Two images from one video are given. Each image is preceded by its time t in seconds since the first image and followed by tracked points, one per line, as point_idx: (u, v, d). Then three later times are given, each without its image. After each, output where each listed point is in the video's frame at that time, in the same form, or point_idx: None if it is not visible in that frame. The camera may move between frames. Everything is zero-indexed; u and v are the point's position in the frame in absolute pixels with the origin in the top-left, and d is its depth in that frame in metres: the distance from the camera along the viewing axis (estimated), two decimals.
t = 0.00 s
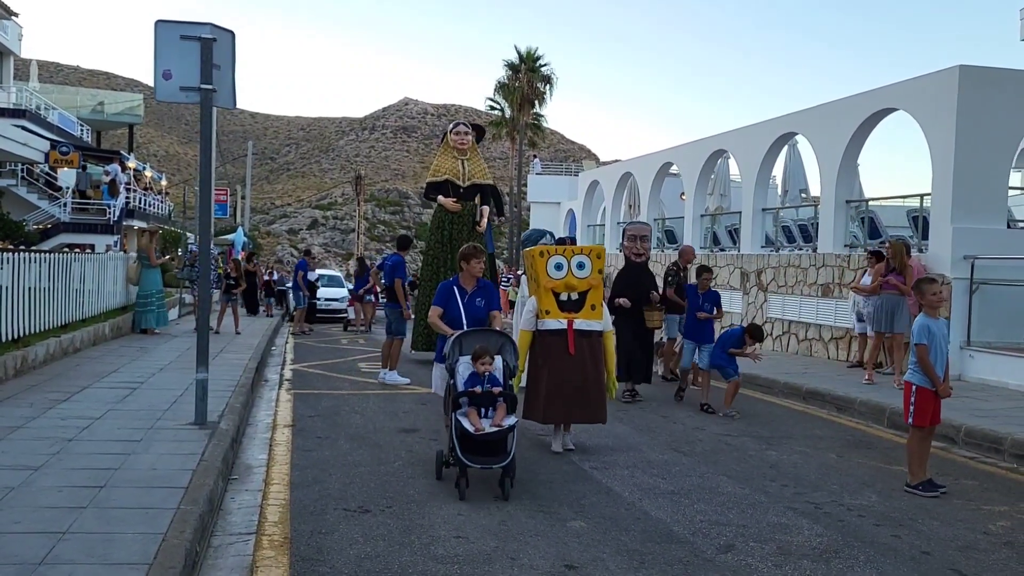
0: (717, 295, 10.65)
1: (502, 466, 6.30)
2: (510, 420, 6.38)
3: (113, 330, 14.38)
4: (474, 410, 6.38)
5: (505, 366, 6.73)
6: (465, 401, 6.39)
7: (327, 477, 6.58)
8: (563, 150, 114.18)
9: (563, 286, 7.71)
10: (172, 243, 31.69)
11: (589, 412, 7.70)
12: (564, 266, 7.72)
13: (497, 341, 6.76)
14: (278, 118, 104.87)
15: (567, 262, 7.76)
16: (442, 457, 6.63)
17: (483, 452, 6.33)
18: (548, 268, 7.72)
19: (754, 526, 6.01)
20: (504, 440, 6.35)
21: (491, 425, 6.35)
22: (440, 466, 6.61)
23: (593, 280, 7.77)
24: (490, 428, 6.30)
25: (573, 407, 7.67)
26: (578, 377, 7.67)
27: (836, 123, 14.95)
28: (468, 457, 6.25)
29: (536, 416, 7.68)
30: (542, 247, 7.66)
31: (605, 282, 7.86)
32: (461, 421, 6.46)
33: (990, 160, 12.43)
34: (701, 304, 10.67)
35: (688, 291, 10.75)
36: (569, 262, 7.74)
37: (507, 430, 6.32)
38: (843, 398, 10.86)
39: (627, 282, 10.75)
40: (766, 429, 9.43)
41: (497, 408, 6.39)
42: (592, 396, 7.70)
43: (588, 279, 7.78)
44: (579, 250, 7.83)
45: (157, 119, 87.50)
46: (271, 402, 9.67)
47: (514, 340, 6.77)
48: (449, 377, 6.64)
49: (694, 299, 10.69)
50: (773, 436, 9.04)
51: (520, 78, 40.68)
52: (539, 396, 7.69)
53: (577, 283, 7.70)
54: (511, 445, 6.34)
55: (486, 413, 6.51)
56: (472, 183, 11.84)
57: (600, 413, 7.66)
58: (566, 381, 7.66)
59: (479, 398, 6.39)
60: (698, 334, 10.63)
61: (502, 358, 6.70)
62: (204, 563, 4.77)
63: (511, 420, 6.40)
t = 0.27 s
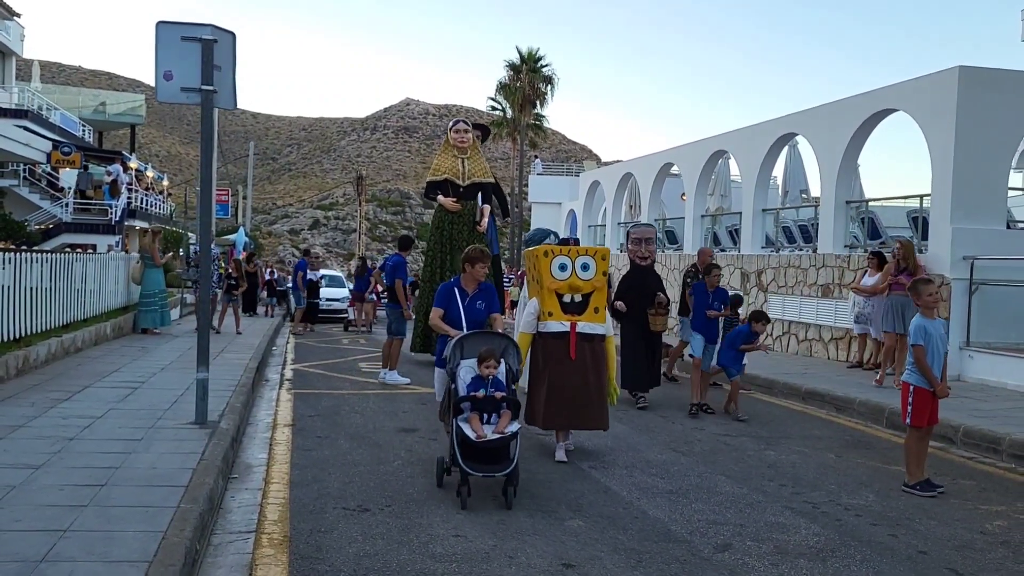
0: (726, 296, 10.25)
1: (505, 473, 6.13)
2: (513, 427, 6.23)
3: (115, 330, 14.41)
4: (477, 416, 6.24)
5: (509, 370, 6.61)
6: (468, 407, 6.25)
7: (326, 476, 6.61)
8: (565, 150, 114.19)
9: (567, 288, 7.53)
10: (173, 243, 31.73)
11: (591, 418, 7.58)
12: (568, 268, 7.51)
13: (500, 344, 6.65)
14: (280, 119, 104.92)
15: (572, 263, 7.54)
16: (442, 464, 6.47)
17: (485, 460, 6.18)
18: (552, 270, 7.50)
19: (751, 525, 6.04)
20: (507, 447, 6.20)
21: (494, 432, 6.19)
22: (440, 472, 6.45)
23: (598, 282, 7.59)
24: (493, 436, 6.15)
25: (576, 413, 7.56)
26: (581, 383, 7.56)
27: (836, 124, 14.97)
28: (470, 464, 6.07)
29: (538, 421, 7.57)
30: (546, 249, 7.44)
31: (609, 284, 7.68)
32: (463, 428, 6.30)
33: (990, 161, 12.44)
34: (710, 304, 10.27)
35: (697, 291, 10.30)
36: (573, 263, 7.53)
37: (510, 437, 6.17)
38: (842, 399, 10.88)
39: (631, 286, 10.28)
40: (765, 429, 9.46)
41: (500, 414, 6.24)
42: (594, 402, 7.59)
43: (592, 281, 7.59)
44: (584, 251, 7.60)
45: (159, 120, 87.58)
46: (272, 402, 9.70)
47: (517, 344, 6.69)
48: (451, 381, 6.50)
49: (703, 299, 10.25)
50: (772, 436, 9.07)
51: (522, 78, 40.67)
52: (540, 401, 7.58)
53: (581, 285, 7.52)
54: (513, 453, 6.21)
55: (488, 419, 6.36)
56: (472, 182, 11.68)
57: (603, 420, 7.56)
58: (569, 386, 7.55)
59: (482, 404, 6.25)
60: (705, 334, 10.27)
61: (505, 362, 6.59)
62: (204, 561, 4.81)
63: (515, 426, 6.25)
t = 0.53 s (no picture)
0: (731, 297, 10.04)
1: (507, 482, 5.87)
2: (516, 434, 5.97)
3: (118, 329, 14.45)
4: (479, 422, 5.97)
5: (515, 374, 6.34)
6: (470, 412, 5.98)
7: (327, 474, 6.64)
8: (567, 150, 114.21)
9: (573, 285, 7.40)
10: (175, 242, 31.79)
11: (597, 417, 7.41)
12: (575, 264, 7.40)
13: (506, 347, 6.37)
14: (282, 118, 105.00)
15: (578, 260, 7.43)
16: (444, 471, 6.21)
17: (487, 468, 5.91)
18: (559, 266, 7.38)
19: (750, 524, 6.06)
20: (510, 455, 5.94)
21: (496, 438, 5.93)
22: (441, 480, 6.21)
23: (604, 280, 7.47)
24: (496, 443, 5.88)
25: (582, 412, 7.38)
26: (587, 381, 7.40)
27: (838, 124, 14.98)
28: (471, 472, 5.83)
29: (543, 420, 7.36)
30: (553, 244, 7.33)
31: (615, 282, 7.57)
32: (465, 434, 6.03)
33: (991, 162, 12.46)
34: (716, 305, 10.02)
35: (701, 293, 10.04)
36: (580, 260, 7.42)
37: (513, 445, 5.91)
38: (841, 400, 10.91)
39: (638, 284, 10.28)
40: (765, 429, 9.48)
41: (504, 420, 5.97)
42: (601, 401, 7.42)
43: (599, 278, 7.47)
44: (590, 248, 7.49)
45: (162, 119, 87.68)
46: (273, 400, 9.73)
47: (522, 346, 6.40)
48: (454, 385, 6.24)
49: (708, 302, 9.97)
50: (772, 436, 9.09)
51: (524, 79, 40.67)
52: (546, 400, 7.39)
53: (588, 282, 7.40)
54: (517, 460, 5.95)
55: (491, 425, 6.09)
56: (473, 182, 11.28)
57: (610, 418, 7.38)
58: (575, 384, 7.38)
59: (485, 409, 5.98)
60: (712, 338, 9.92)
61: (510, 366, 6.31)
62: (205, 558, 4.84)
63: (519, 433, 5.99)
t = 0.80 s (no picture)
0: (745, 299, 9.58)
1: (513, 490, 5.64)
2: (523, 440, 5.72)
3: (123, 327, 14.51)
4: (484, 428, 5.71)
5: (521, 376, 6.06)
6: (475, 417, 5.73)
7: (331, 472, 6.66)
8: (572, 150, 114.28)
9: (588, 287, 6.99)
10: (181, 241, 31.89)
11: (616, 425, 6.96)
12: (588, 265, 7.00)
13: (513, 349, 6.08)
14: (287, 118, 105.20)
15: (591, 261, 7.04)
16: (447, 476, 5.98)
17: (492, 475, 5.67)
18: (572, 267, 6.98)
19: (752, 522, 6.08)
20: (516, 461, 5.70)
21: (501, 445, 5.68)
22: (445, 485, 5.98)
23: (619, 281, 7.07)
24: (502, 449, 5.63)
25: (600, 419, 6.92)
26: (605, 387, 6.95)
27: (842, 124, 14.99)
28: (476, 480, 5.60)
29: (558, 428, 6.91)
30: (566, 244, 6.95)
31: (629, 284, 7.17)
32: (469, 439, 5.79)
33: (995, 162, 12.44)
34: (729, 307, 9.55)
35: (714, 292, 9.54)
36: (594, 260, 7.03)
37: (519, 452, 5.66)
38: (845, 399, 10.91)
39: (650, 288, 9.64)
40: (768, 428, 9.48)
41: (509, 426, 5.71)
42: (619, 408, 6.98)
43: (613, 280, 7.07)
44: (603, 248, 7.10)
45: (167, 118, 87.93)
46: (277, 398, 9.77)
47: (530, 348, 6.10)
48: (458, 388, 5.98)
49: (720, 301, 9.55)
50: (775, 435, 9.09)
51: (528, 78, 40.72)
52: (563, 407, 6.93)
53: (603, 283, 7.00)
54: (524, 467, 5.71)
55: (497, 430, 5.83)
56: (479, 179, 11.35)
57: (629, 425, 6.94)
58: (592, 390, 6.92)
59: (490, 414, 5.73)
60: (722, 341, 9.50)
61: (517, 368, 6.03)
62: (210, 553, 4.87)
63: (525, 439, 5.74)
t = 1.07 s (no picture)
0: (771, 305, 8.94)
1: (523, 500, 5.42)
2: (534, 447, 5.51)
3: (131, 326, 14.59)
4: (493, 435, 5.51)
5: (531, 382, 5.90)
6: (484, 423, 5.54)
7: (337, 470, 6.70)
8: (578, 150, 114.34)
9: (600, 285, 6.68)
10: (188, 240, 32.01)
11: (635, 427, 6.62)
12: (600, 263, 6.71)
13: (521, 353, 5.95)
14: (294, 118, 105.42)
15: (603, 259, 6.75)
16: (454, 485, 5.78)
17: (502, 484, 5.46)
18: (584, 265, 6.67)
19: (757, 521, 6.10)
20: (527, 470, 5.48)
21: (512, 452, 5.47)
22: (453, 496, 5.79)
23: (632, 279, 6.77)
24: (511, 457, 5.42)
25: (620, 423, 6.58)
26: (623, 389, 6.60)
27: (848, 123, 14.98)
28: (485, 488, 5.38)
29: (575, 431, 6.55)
30: (576, 240, 6.65)
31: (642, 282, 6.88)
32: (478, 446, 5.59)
33: (1002, 162, 12.42)
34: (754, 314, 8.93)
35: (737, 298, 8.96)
36: (606, 257, 6.73)
37: (530, 459, 5.45)
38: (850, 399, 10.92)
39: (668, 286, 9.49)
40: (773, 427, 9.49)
41: (519, 432, 5.51)
42: (638, 409, 6.64)
43: (626, 278, 6.78)
44: (614, 245, 6.81)
45: (175, 118, 88.19)
46: (284, 397, 9.81)
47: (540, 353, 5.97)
48: (466, 394, 5.81)
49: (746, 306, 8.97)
50: (780, 435, 9.10)
51: (534, 77, 40.74)
52: (580, 412, 6.57)
53: (616, 281, 6.70)
54: (535, 477, 5.49)
55: (507, 438, 5.64)
56: (487, 176, 11.19)
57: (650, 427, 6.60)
58: (610, 393, 6.57)
59: (499, 420, 5.54)
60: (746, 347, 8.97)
61: (526, 373, 5.86)
62: (217, 551, 4.91)
63: (536, 446, 5.53)
